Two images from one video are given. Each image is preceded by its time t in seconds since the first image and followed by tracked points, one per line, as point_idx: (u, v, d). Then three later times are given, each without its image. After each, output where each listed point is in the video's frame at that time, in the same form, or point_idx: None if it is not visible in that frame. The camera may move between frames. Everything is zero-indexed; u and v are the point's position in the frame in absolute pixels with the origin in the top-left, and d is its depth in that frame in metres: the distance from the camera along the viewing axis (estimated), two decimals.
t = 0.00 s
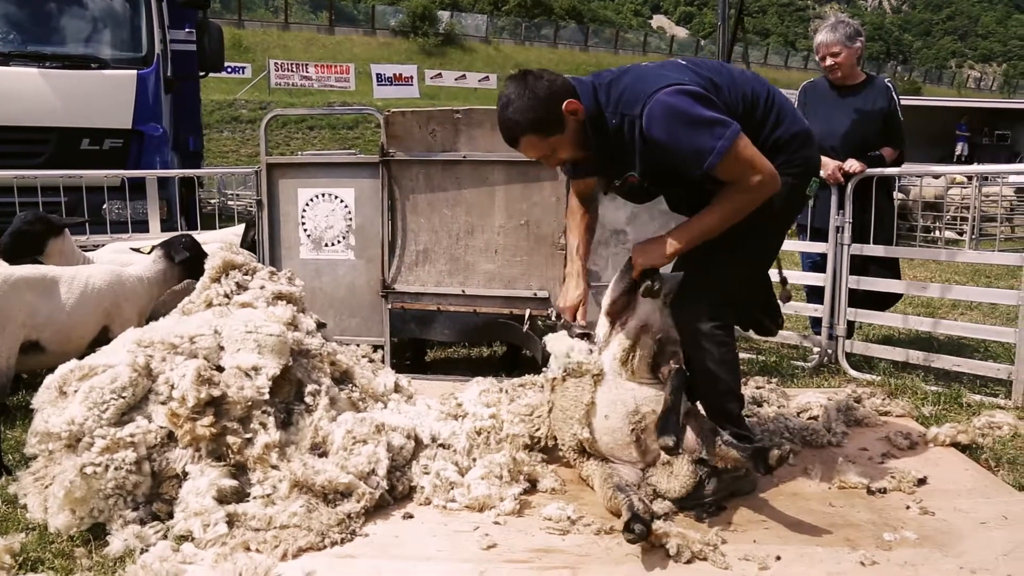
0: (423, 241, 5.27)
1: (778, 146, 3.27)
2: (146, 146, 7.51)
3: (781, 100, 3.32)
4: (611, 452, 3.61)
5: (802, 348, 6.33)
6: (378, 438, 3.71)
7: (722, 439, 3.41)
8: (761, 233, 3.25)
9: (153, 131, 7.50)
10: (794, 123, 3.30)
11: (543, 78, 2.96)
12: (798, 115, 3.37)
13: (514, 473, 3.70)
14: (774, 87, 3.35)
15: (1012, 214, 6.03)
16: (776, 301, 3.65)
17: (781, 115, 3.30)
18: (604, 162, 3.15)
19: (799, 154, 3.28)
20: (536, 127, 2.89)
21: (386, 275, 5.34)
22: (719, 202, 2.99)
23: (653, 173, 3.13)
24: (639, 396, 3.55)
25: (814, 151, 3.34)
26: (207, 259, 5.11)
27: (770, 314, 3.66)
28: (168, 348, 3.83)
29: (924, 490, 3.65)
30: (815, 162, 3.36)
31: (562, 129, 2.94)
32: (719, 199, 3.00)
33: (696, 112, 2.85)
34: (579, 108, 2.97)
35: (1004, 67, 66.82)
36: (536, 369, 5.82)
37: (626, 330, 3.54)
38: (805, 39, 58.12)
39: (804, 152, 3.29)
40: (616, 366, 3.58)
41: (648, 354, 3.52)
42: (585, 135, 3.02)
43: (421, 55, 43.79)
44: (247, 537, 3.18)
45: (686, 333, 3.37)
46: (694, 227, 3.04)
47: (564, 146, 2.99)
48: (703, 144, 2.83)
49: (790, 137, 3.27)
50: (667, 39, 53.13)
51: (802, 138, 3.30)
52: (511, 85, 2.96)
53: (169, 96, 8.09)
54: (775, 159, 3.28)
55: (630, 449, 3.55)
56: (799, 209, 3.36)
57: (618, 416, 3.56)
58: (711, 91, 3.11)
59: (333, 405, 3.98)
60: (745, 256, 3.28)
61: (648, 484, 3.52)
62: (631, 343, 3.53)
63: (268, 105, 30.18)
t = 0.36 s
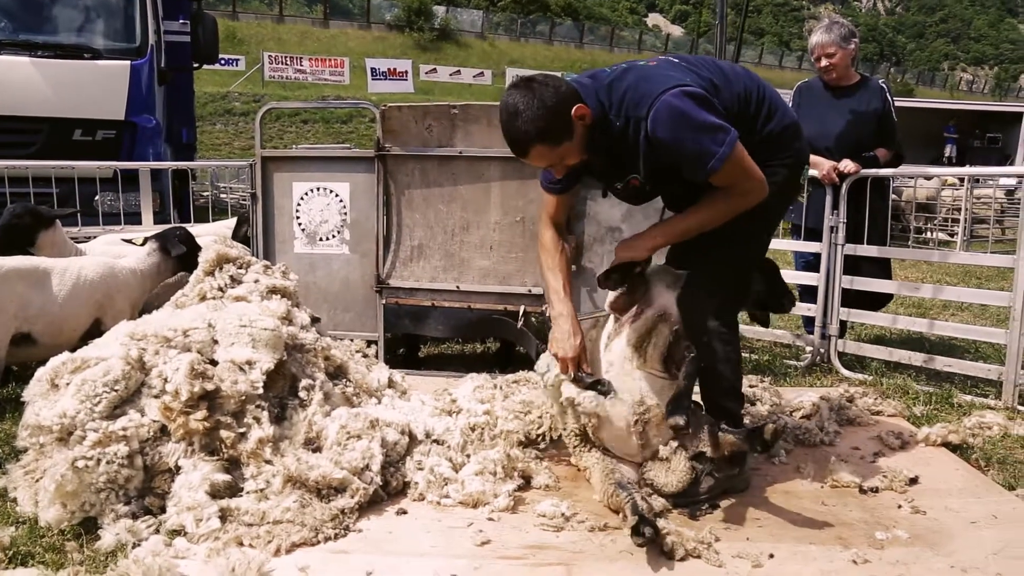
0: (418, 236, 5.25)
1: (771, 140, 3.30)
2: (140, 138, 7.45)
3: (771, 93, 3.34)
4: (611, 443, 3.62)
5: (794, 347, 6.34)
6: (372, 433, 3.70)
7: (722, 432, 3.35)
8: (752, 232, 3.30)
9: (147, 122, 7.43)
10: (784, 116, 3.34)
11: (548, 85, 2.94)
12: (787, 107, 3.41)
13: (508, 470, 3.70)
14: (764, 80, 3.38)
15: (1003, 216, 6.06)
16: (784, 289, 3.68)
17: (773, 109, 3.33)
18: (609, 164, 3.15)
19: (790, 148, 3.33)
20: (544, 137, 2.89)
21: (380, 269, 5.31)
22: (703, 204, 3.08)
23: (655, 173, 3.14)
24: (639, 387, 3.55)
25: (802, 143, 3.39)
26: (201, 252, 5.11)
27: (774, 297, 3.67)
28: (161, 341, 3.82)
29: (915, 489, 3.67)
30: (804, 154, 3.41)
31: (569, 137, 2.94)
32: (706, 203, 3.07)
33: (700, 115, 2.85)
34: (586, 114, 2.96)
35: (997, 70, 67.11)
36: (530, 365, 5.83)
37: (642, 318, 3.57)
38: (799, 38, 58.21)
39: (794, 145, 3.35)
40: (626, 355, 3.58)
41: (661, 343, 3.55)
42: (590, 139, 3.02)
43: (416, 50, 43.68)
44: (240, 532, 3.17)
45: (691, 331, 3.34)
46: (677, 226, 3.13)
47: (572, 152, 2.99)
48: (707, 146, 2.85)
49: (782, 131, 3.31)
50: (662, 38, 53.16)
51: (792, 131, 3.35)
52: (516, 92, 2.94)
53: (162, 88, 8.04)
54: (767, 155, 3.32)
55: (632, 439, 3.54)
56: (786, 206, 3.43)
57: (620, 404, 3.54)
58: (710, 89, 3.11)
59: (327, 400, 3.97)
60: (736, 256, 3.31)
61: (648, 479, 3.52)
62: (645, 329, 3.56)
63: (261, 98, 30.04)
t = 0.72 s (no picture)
0: (403, 232, 5.23)
1: (745, 134, 3.31)
2: (121, 131, 7.39)
3: (744, 87, 3.35)
4: (597, 440, 3.67)
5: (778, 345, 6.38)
6: (356, 430, 3.69)
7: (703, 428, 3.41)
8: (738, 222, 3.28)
9: (128, 115, 7.37)
10: (758, 108, 3.34)
11: (509, 82, 2.99)
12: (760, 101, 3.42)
13: (493, 467, 3.69)
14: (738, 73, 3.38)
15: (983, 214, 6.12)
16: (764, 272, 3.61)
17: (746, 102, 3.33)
18: (575, 159, 3.18)
19: (763, 141, 3.34)
20: (503, 132, 2.94)
21: (365, 266, 5.28)
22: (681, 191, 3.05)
23: (623, 166, 3.16)
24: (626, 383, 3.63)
25: (777, 136, 3.40)
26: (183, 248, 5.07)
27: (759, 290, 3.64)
28: (143, 338, 3.78)
29: (897, 485, 3.70)
30: (779, 146, 3.42)
31: (529, 132, 2.98)
32: (683, 191, 3.05)
33: (660, 105, 2.85)
34: (547, 109, 3.00)
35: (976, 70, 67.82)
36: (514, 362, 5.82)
37: (632, 320, 3.60)
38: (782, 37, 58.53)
39: (768, 137, 3.36)
40: (615, 355, 3.65)
41: (649, 344, 3.61)
42: (554, 133, 3.06)
43: (400, 45, 43.49)
44: (223, 530, 3.14)
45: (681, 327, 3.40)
46: (657, 217, 3.09)
47: (534, 146, 3.04)
48: (669, 134, 2.84)
49: (755, 124, 3.32)
50: (646, 35, 53.23)
51: (766, 125, 3.36)
52: (479, 90, 2.99)
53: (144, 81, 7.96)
54: (742, 147, 3.33)
55: (615, 436, 3.60)
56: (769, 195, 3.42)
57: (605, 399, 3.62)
58: (677, 81, 3.11)
59: (311, 397, 3.95)
60: (722, 247, 3.30)
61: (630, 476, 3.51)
62: (634, 332, 3.60)
63: (244, 92, 29.80)
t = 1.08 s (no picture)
0: (385, 230, 5.19)
1: (716, 131, 3.33)
2: (97, 128, 7.31)
3: (713, 87, 3.37)
4: (575, 440, 3.57)
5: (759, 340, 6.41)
6: (338, 429, 3.67)
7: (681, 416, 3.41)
8: (707, 223, 3.33)
9: (105, 112, 7.28)
10: (725, 108, 3.35)
11: (465, 81, 3.15)
12: (736, 97, 3.42)
13: (476, 465, 3.68)
14: (709, 72, 3.39)
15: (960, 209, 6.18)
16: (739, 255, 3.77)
17: (712, 102, 3.35)
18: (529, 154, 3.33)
19: (737, 137, 3.35)
20: (457, 130, 3.12)
21: (346, 263, 5.25)
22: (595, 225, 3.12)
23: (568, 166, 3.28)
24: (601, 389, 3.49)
25: (754, 131, 3.40)
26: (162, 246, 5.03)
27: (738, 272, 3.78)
28: (121, 338, 3.74)
29: (877, 478, 3.73)
30: (757, 142, 3.41)
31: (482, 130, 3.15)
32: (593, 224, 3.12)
33: (578, 117, 2.96)
34: (499, 107, 3.14)
35: (954, 67, 68.48)
36: (497, 359, 5.81)
37: (606, 336, 3.42)
38: (763, 34, 58.80)
39: (741, 136, 3.36)
40: (590, 364, 3.46)
41: (624, 355, 3.45)
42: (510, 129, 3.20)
43: (381, 42, 43.30)
44: (204, 531, 3.12)
45: (654, 327, 3.39)
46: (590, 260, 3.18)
47: (491, 142, 3.19)
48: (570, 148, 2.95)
49: (725, 122, 3.34)
50: (627, 32, 53.29)
51: (739, 121, 3.36)
52: (439, 89, 3.18)
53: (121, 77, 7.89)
54: (714, 145, 3.34)
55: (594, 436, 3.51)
56: (748, 192, 3.43)
57: (581, 399, 3.51)
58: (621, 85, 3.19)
59: (292, 396, 3.92)
60: (693, 250, 3.33)
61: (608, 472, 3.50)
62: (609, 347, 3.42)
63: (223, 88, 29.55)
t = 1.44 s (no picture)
0: (373, 228, 5.19)
1: (708, 130, 3.35)
2: (83, 126, 7.23)
3: (703, 87, 3.39)
4: (570, 433, 3.62)
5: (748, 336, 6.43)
6: (327, 427, 3.66)
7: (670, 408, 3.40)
8: (698, 219, 3.34)
9: (91, 110, 7.21)
10: (717, 108, 3.37)
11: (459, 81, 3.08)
12: (726, 96, 3.44)
13: (466, 462, 3.68)
14: (699, 72, 3.41)
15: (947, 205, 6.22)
16: (740, 285, 3.80)
17: (703, 101, 3.37)
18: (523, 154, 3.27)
19: (729, 135, 3.36)
20: (453, 130, 3.04)
21: (335, 261, 5.23)
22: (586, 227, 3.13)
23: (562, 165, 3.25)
24: (598, 380, 3.57)
25: (745, 130, 3.42)
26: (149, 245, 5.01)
27: (732, 296, 3.77)
28: (108, 337, 3.71)
29: (865, 474, 3.75)
30: (747, 140, 3.44)
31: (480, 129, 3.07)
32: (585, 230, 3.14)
33: (574, 113, 2.94)
34: (494, 106, 3.08)
35: (940, 64, 68.86)
36: (486, 357, 5.81)
37: (603, 328, 3.51)
38: (751, 31, 58.93)
39: (732, 134, 3.38)
40: (588, 357, 3.54)
41: (621, 347, 3.55)
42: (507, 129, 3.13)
43: (369, 39, 43.17)
44: (193, 530, 3.10)
45: (645, 319, 3.41)
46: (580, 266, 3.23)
47: (488, 142, 3.12)
48: (566, 144, 2.92)
49: (717, 121, 3.36)
50: (615, 29, 53.33)
51: (730, 120, 3.38)
52: (433, 88, 3.10)
53: (106, 75, 7.85)
54: (707, 143, 3.36)
55: (591, 428, 3.57)
56: (738, 189, 3.45)
57: (577, 391, 3.57)
58: (613, 85, 3.18)
59: (281, 394, 3.91)
60: (684, 246, 3.34)
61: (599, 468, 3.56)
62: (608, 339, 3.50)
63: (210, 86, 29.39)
